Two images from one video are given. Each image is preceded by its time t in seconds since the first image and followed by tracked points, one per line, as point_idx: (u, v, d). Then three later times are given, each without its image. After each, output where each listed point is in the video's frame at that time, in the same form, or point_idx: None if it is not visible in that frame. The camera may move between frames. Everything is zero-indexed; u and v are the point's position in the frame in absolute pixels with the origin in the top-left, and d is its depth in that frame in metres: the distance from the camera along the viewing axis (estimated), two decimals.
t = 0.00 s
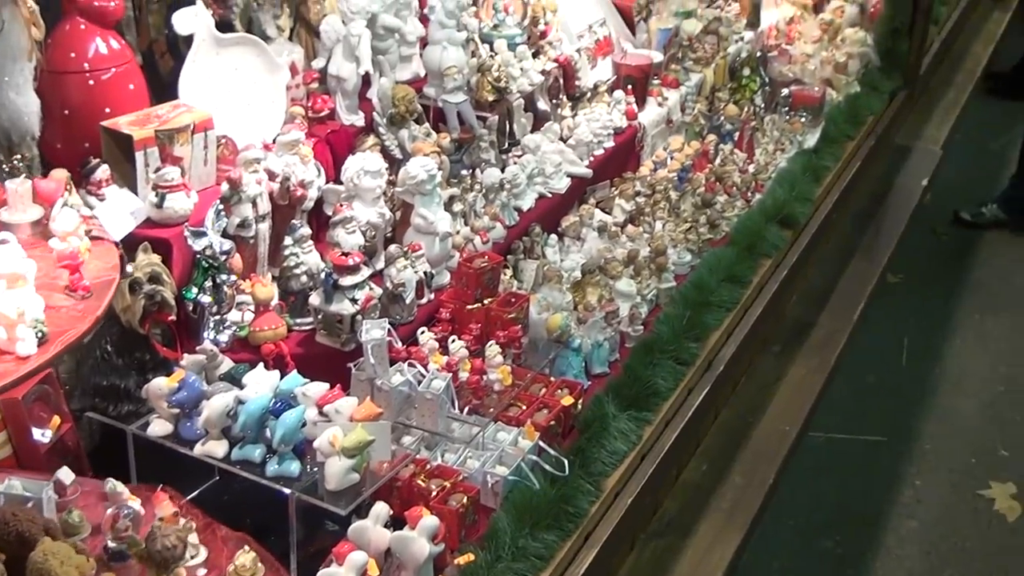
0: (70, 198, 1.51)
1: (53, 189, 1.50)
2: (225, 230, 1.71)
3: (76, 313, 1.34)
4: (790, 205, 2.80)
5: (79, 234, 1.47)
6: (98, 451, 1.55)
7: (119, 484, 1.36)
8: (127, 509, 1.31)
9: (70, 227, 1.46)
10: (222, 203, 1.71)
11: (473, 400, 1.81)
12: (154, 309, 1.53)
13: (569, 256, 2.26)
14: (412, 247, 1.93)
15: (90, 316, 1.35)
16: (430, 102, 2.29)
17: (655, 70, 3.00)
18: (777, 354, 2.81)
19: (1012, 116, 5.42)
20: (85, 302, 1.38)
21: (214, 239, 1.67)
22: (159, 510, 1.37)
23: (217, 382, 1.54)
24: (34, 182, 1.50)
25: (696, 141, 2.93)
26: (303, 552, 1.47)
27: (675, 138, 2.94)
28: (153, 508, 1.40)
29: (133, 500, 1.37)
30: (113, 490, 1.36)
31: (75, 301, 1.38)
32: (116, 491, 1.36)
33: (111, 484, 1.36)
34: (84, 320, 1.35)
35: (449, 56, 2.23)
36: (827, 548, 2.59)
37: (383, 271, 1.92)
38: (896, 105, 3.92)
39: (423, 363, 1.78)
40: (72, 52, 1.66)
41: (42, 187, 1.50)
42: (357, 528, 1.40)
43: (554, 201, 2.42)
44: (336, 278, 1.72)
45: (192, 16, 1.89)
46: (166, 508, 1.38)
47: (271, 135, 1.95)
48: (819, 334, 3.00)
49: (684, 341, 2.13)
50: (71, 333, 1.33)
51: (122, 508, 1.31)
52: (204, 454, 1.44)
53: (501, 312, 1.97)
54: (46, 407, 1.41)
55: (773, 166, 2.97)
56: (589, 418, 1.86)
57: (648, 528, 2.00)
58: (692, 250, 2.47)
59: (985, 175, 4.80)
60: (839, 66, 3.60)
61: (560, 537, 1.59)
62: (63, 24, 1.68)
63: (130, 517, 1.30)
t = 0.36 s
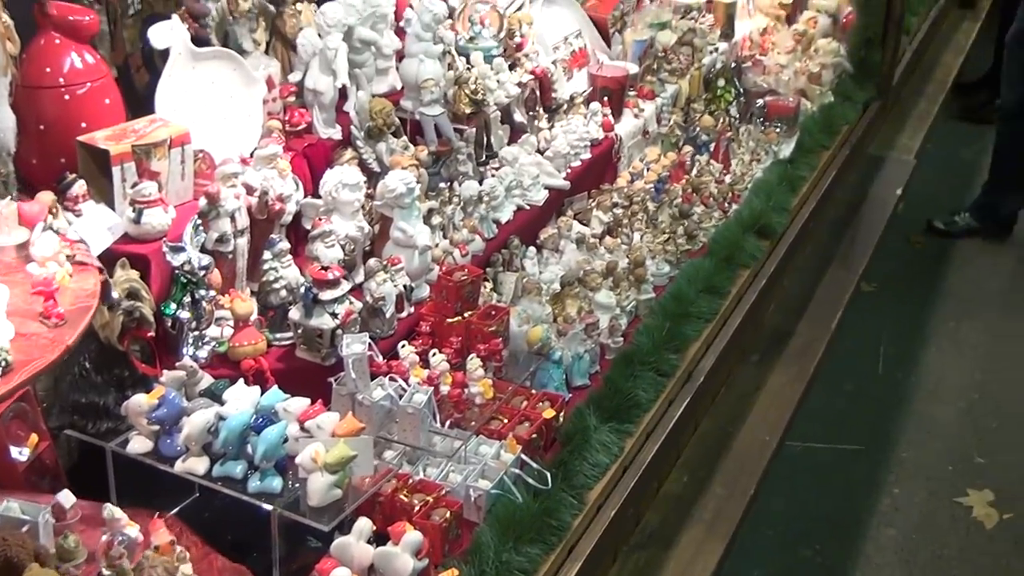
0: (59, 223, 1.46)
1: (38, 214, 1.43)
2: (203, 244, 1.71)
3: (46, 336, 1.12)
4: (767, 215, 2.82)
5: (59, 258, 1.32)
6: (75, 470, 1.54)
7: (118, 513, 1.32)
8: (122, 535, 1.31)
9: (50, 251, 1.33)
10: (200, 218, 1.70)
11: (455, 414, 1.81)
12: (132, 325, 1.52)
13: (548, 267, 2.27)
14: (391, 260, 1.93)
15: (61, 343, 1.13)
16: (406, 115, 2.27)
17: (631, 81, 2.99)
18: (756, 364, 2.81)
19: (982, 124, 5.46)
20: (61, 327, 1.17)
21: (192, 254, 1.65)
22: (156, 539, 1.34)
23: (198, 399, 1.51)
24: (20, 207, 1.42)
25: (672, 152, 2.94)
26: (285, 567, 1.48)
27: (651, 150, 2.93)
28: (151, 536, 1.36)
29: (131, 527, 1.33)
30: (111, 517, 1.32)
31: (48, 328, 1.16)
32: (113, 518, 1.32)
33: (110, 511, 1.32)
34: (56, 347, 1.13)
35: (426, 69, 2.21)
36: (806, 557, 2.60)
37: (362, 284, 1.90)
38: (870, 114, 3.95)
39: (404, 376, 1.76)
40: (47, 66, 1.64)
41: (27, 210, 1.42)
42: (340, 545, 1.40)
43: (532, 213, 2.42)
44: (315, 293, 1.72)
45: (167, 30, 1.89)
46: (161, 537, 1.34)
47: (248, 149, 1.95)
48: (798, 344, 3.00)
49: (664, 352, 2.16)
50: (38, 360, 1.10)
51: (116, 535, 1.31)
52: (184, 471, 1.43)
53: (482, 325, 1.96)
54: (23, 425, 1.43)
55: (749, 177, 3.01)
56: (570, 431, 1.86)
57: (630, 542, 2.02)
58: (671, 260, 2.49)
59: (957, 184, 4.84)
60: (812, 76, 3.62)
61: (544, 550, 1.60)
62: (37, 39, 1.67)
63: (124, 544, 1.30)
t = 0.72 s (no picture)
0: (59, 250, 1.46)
1: (39, 241, 1.40)
2: (196, 262, 1.70)
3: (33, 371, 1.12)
4: (755, 228, 2.84)
5: (56, 287, 1.31)
6: (66, 491, 1.54)
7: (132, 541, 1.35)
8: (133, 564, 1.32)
9: (46, 279, 1.32)
10: (193, 236, 1.69)
11: (450, 431, 1.81)
12: (126, 345, 1.52)
13: (538, 283, 2.24)
14: (384, 276, 1.91)
15: (48, 378, 1.12)
16: (395, 131, 2.26)
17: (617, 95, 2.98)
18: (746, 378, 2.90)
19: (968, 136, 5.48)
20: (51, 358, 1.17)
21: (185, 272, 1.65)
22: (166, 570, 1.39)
23: (192, 418, 1.54)
24: (21, 232, 1.39)
25: (660, 166, 2.94)
26: None
27: (638, 164, 2.92)
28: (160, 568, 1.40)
29: (144, 555, 1.35)
30: (124, 545, 1.34)
31: (37, 360, 1.15)
32: (127, 546, 1.34)
33: (123, 539, 1.34)
34: (43, 379, 1.13)
35: (414, 86, 2.21)
36: (796, 569, 2.61)
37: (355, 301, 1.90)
38: (854, 127, 3.98)
39: (398, 395, 1.76)
40: (37, 85, 1.64)
41: (28, 236, 1.39)
42: (338, 563, 1.39)
43: (522, 228, 2.42)
44: (309, 310, 1.71)
45: (157, 47, 1.90)
46: (172, 569, 1.39)
47: (239, 166, 1.94)
48: (788, 356, 3.06)
49: (656, 367, 2.17)
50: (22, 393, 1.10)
51: (126, 564, 1.32)
52: (180, 491, 1.43)
53: (475, 340, 1.95)
54: (15, 445, 1.41)
55: (736, 190, 3.03)
56: (565, 446, 1.87)
57: (622, 558, 1.98)
58: (660, 274, 2.51)
59: (938, 195, 4.86)
60: (796, 90, 3.65)
61: (541, 568, 1.61)
62: (27, 56, 1.66)
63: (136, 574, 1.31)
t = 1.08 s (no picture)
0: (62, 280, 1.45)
1: (39, 271, 1.38)
2: (188, 284, 1.69)
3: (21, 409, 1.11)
4: (743, 244, 2.84)
5: (54, 319, 1.31)
6: (60, 515, 1.51)
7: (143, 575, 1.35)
8: None
9: (41, 310, 1.32)
10: (186, 257, 1.69)
11: (446, 450, 1.80)
12: (121, 368, 1.54)
13: (530, 300, 2.27)
14: (377, 296, 1.92)
15: (37, 415, 1.12)
16: (386, 149, 2.26)
17: (605, 113, 2.97)
18: (736, 394, 2.99)
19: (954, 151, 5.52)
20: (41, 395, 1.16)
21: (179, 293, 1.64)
22: None
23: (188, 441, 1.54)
24: (21, 261, 1.37)
25: (648, 184, 2.91)
26: None
27: (627, 181, 2.94)
28: None
29: None
30: None
31: (27, 395, 1.15)
32: None
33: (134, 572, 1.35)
34: (31, 417, 1.12)
35: (405, 104, 2.21)
36: None
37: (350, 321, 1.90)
38: (839, 142, 3.99)
39: (395, 415, 1.75)
40: (27, 106, 1.63)
41: (29, 265, 1.37)
42: None
43: (513, 246, 2.42)
44: (304, 330, 1.71)
45: (147, 67, 1.89)
46: None
47: (230, 187, 1.93)
48: (777, 372, 3.16)
49: (649, 384, 2.17)
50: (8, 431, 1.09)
51: None
52: (177, 515, 1.41)
53: (470, 360, 1.95)
54: (8, 471, 1.38)
55: (725, 207, 3.01)
56: (560, 465, 1.86)
57: None
58: (652, 291, 2.51)
59: (921, 209, 4.87)
60: (782, 105, 3.63)
61: None
62: (16, 78, 1.64)
63: None
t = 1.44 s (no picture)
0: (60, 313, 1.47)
1: (35, 305, 1.39)
2: (178, 309, 1.69)
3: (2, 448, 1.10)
4: (730, 262, 2.85)
5: (46, 356, 1.31)
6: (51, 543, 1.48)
7: None
8: None
9: (33, 347, 1.32)
10: (175, 282, 1.68)
11: (440, 473, 1.79)
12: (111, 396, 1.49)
13: (518, 321, 2.27)
14: (368, 318, 1.92)
15: (19, 455, 1.11)
16: (371, 172, 2.25)
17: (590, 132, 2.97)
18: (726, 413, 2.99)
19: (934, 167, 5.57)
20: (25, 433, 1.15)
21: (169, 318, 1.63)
22: None
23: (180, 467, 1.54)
24: (18, 294, 1.37)
25: (633, 203, 2.94)
26: None
27: (611, 201, 2.94)
28: None
29: None
30: None
31: (11, 434, 1.14)
32: None
33: None
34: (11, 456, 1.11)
35: (391, 126, 2.20)
36: None
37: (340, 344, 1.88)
38: (821, 160, 4.01)
39: (387, 438, 1.75)
40: (13, 132, 1.61)
41: (25, 299, 1.37)
42: None
43: (501, 267, 2.42)
44: (295, 354, 1.70)
45: (134, 91, 1.89)
46: None
47: (218, 211, 1.92)
48: (764, 390, 3.21)
49: (640, 403, 2.18)
50: None
51: None
52: (170, 542, 1.40)
53: (461, 382, 1.95)
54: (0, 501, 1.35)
55: (710, 225, 3.05)
56: (555, 486, 1.87)
57: None
58: (640, 310, 2.52)
59: (902, 225, 4.90)
60: (765, 124, 3.68)
61: None
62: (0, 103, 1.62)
63: None
